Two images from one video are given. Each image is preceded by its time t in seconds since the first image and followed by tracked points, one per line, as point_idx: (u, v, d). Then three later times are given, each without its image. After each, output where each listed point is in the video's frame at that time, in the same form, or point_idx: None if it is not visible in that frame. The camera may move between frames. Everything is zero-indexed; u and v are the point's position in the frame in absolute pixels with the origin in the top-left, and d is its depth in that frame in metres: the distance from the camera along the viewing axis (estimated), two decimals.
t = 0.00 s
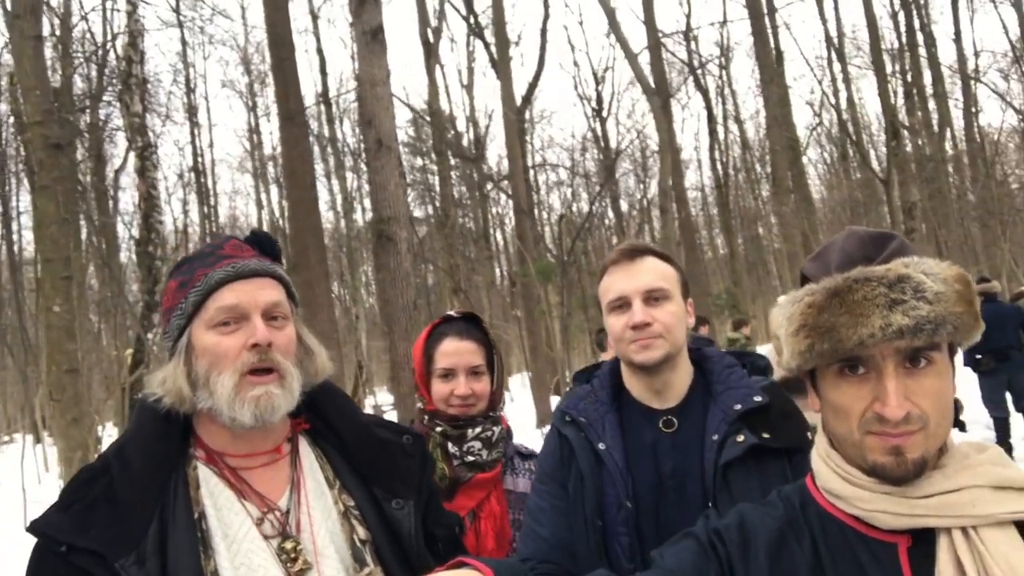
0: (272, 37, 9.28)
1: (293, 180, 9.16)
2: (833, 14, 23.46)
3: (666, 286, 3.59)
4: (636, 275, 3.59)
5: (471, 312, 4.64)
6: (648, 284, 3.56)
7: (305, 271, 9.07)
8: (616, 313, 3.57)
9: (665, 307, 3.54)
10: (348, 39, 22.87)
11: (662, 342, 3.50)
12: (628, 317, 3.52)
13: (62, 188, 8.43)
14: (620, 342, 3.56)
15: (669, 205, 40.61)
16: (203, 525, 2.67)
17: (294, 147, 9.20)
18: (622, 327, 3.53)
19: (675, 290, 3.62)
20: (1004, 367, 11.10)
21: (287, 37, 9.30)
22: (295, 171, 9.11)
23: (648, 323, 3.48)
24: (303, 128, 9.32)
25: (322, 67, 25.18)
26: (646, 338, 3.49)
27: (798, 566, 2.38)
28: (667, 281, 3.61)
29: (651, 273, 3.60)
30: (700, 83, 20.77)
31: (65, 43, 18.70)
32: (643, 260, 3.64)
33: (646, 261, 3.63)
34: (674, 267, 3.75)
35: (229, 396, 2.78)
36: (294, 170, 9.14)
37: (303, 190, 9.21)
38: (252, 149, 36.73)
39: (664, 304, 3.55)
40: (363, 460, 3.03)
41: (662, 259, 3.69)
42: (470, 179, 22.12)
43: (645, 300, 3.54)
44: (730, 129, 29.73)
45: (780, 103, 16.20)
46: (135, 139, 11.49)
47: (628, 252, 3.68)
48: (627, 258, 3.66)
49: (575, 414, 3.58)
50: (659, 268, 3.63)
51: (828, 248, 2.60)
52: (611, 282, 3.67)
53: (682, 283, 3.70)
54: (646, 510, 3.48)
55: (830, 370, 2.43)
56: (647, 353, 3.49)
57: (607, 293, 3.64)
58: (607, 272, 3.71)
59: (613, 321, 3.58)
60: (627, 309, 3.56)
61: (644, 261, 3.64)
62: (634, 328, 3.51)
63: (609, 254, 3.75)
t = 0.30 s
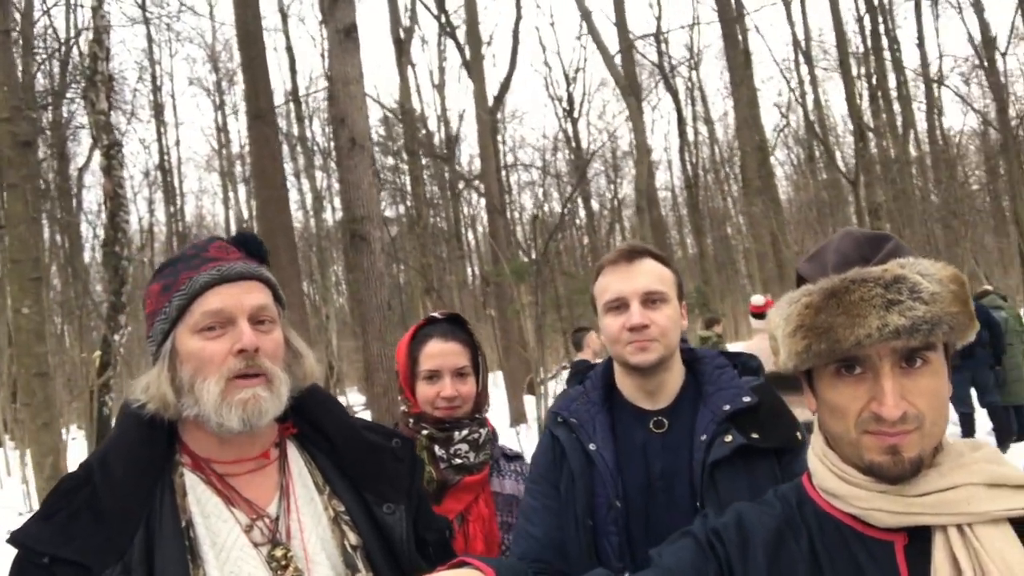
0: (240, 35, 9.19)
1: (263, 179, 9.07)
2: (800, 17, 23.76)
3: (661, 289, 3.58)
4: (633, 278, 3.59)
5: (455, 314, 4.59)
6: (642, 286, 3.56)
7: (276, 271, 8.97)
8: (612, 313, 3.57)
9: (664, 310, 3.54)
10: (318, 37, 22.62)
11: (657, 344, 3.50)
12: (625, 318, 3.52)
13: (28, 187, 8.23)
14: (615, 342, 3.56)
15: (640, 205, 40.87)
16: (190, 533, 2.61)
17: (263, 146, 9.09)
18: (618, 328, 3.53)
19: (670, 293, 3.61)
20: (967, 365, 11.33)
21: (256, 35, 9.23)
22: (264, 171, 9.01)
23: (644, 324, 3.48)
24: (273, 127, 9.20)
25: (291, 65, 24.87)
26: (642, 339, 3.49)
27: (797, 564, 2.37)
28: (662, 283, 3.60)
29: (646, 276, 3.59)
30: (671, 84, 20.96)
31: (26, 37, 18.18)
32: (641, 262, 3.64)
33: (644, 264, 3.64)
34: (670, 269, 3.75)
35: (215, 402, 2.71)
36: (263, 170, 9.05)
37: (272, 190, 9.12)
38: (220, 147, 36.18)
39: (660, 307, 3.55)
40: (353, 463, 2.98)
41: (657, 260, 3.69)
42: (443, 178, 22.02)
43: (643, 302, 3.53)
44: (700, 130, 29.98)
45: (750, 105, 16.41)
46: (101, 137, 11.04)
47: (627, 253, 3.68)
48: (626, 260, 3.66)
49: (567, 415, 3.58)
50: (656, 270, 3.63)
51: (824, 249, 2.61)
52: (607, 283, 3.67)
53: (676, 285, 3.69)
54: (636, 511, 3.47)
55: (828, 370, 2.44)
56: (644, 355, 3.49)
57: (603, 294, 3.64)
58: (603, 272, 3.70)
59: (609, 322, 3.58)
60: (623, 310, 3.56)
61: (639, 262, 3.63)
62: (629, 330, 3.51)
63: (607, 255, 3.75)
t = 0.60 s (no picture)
0: (221, 38, 9.14)
1: (242, 184, 8.99)
2: (777, 28, 24.05)
3: (650, 296, 3.56)
4: (621, 283, 3.57)
5: (441, 318, 4.53)
6: (630, 293, 3.55)
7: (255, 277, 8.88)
8: (597, 319, 3.56)
9: (647, 317, 3.51)
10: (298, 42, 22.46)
11: (638, 353, 3.48)
12: (607, 325, 3.52)
13: None
14: (596, 349, 3.56)
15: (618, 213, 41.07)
16: (181, 540, 2.55)
17: (242, 150, 9.01)
18: (600, 335, 3.52)
19: (661, 298, 3.60)
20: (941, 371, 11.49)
21: (237, 39, 9.17)
22: (243, 176, 8.94)
23: (624, 331, 3.48)
24: (252, 131, 9.12)
25: (270, 70, 24.66)
26: (621, 346, 3.49)
27: (796, 566, 2.37)
28: (652, 288, 3.59)
29: (635, 282, 3.58)
30: (650, 93, 21.12)
31: None
32: (633, 266, 3.63)
33: (636, 268, 3.62)
34: (661, 273, 3.74)
35: (205, 404, 2.66)
36: (243, 174, 8.97)
37: (251, 194, 9.04)
38: (196, 151, 35.73)
39: (647, 312, 3.52)
40: (346, 468, 2.93)
41: (649, 264, 3.68)
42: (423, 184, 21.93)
43: (626, 309, 3.52)
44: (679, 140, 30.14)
45: (730, 114, 16.58)
46: (76, 140, 10.83)
47: (618, 257, 3.66)
48: (616, 264, 3.65)
49: (559, 420, 3.55)
50: (647, 274, 3.62)
51: (821, 253, 2.62)
52: (598, 287, 3.66)
53: (668, 290, 3.68)
54: (628, 516, 3.44)
55: (826, 373, 2.44)
56: (623, 362, 3.48)
57: (592, 299, 3.62)
58: (595, 275, 3.68)
59: (592, 329, 3.57)
60: (607, 316, 3.56)
61: (629, 267, 3.62)
62: (611, 336, 3.50)
63: (598, 259, 3.73)
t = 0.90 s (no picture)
0: (204, 34, 9.03)
1: (225, 182, 8.89)
2: (759, 29, 24.18)
3: (641, 294, 3.54)
4: (612, 282, 3.56)
5: (427, 318, 4.49)
6: (619, 292, 3.53)
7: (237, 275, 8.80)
8: (589, 317, 3.54)
9: (640, 316, 3.50)
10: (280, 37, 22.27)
11: (631, 351, 3.46)
12: (600, 324, 3.49)
13: None
14: (590, 347, 3.53)
15: (601, 212, 41.18)
16: (169, 542, 2.51)
17: (225, 147, 8.92)
18: (593, 334, 3.49)
19: (651, 297, 3.59)
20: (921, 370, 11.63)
21: (219, 35, 9.07)
22: (226, 173, 8.84)
23: (618, 331, 3.45)
24: (235, 128, 9.03)
25: (252, 67, 24.43)
26: (615, 345, 3.46)
27: (793, 565, 2.36)
28: (642, 287, 3.57)
29: (625, 281, 3.56)
30: (634, 93, 21.18)
31: None
32: (622, 265, 3.61)
33: (626, 267, 3.60)
34: (651, 273, 3.73)
35: (192, 405, 2.61)
36: (226, 172, 8.88)
37: (233, 192, 8.94)
38: (176, 148, 35.35)
39: (638, 311, 3.51)
40: (337, 469, 2.89)
41: (639, 263, 3.66)
42: (407, 182, 21.84)
43: (619, 307, 3.51)
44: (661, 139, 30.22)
45: (713, 113, 16.65)
46: (55, 136, 10.67)
47: (608, 256, 3.64)
48: (605, 263, 3.62)
49: (549, 419, 3.53)
50: (637, 273, 3.60)
51: (817, 252, 2.61)
52: (588, 286, 3.63)
53: (658, 288, 3.66)
54: (619, 516, 3.42)
55: (822, 372, 2.44)
56: (618, 362, 3.46)
57: (583, 298, 3.60)
58: (585, 275, 3.66)
59: (584, 328, 3.55)
60: (600, 315, 3.53)
61: (620, 266, 3.60)
62: (605, 336, 3.48)
63: (587, 257, 3.71)
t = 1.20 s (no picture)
0: (191, 33, 8.97)
1: (211, 181, 8.83)
2: (746, 34, 24.28)
3: (635, 297, 3.53)
4: (605, 285, 3.54)
5: (416, 319, 4.45)
6: (614, 295, 3.51)
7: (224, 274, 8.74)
8: (583, 321, 3.50)
9: (634, 318, 3.48)
10: (267, 37, 22.15)
11: (627, 354, 3.43)
12: (595, 327, 3.46)
13: None
14: (585, 350, 3.49)
15: (589, 214, 41.26)
16: (163, 545, 2.47)
17: (212, 147, 8.86)
18: (588, 337, 3.46)
19: (644, 300, 3.57)
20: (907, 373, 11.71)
21: (206, 34, 9.00)
22: (212, 172, 8.78)
23: (613, 334, 3.42)
24: (222, 128, 8.96)
25: (239, 66, 24.28)
26: (610, 348, 3.43)
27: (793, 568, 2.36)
28: (634, 290, 3.57)
29: (619, 284, 3.54)
30: (622, 96, 21.24)
31: None
32: (615, 267, 3.59)
33: (617, 270, 3.59)
34: (644, 276, 3.71)
35: (186, 408, 2.56)
36: (212, 171, 8.81)
37: (219, 192, 8.87)
38: (162, 147, 35.10)
39: (633, 314, 3.49)
40: (331, 472, 2.86)
41: (631, 266, 3.65)
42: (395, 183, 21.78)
43: (613, 310, 3.48)
44: (649, 142, 30.27)
45: (702, 117, 16.71)
46: (40, 133, 10.55)
47: (600, 259, 3.61)
48: (597, 266, 3.60)
49: (540, 424, 3.50)
50: (628, 276, 3.58)
51: (819, 257, 2.61)
52: (581, 289, 3.61)
53: (651, 291, 3.66)
54: (613, 521, 3.38)
55: (823, 376, 2.44)
56: (612, 366, 3.43)
57: (576, 301, 3.57)
58: (576, 277, 3.64)
59: (578, 331, 3.51)
60: (593, 318, 3.51)
61: (614, 269, 3.58)
62: (600, 339, 3.44)
63: (579, 260, 3.68)
